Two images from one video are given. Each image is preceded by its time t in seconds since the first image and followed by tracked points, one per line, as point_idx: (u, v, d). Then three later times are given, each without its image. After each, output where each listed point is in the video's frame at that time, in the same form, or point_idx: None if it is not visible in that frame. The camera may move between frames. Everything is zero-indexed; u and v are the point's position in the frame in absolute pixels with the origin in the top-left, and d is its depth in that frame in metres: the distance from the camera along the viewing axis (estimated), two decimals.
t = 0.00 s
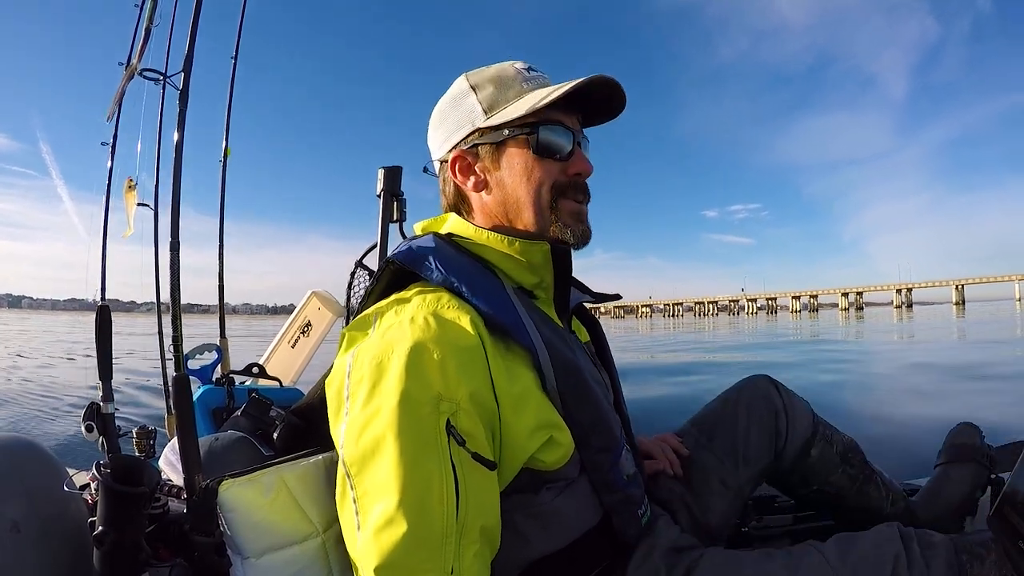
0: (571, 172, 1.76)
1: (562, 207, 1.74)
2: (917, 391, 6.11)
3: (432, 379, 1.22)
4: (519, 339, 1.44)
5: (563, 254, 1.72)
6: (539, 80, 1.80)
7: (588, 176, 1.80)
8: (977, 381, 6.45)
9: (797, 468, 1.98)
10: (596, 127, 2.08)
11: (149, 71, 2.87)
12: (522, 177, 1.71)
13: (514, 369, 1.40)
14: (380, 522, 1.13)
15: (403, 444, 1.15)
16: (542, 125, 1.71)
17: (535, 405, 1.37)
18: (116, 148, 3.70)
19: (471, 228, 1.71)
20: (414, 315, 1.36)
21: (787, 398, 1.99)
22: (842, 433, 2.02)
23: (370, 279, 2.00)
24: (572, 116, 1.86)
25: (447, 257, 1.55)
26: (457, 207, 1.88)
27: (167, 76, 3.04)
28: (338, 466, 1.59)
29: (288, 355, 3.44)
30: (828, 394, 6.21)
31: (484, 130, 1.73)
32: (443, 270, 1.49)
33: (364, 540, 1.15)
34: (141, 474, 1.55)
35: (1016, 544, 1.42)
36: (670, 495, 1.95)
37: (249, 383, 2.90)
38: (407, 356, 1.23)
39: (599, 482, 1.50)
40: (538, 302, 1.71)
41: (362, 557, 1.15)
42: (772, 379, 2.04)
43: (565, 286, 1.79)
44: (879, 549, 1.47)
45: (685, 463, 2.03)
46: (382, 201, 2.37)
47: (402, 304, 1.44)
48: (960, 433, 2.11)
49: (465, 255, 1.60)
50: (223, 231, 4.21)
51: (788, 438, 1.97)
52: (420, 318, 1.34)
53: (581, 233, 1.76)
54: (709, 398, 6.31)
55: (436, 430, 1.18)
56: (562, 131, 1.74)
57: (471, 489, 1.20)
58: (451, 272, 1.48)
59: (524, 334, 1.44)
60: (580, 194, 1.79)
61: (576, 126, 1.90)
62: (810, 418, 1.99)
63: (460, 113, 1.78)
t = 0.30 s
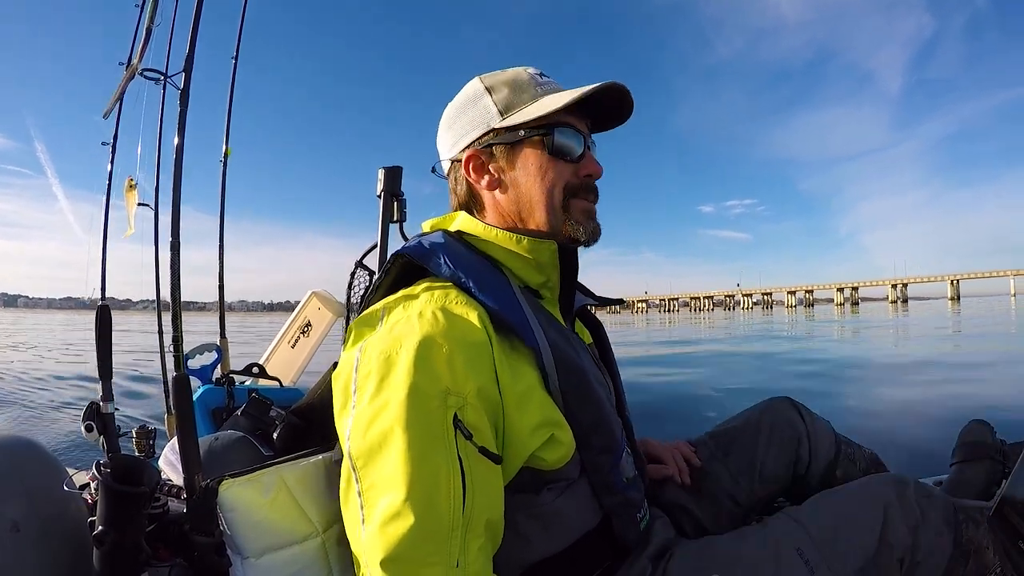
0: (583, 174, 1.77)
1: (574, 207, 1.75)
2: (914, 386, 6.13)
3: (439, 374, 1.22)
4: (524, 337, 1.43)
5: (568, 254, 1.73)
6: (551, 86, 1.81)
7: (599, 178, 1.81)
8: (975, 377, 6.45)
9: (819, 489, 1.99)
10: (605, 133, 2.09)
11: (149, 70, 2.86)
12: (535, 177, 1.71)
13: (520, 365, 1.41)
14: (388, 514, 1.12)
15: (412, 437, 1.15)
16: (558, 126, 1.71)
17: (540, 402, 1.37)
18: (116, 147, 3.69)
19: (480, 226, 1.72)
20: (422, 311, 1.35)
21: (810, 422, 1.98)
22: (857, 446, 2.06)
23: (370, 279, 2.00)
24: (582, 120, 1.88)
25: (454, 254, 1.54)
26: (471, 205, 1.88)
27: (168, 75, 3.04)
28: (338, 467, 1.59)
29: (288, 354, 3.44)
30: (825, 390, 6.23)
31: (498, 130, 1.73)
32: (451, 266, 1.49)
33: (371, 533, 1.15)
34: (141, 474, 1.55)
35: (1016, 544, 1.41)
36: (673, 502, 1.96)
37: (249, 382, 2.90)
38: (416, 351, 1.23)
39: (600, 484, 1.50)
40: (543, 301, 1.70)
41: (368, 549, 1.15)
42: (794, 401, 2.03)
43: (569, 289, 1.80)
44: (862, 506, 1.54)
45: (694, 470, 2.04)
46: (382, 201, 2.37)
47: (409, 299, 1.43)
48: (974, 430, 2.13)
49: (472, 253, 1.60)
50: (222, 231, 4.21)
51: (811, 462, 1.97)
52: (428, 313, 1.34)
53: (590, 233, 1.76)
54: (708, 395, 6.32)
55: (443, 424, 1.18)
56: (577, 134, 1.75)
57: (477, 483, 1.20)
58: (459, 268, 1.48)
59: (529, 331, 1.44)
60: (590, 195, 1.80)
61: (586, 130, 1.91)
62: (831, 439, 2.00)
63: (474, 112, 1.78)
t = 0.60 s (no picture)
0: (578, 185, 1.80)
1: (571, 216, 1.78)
2: (912, 393, 6.14)
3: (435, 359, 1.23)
4: (513, 330, 1.42)
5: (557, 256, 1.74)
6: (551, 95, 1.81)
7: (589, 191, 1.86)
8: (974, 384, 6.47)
9: (798, 468, 1.93)
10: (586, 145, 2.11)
11: (149, 70, 2.86)
12: (486, 193, 1.74)
13: (514, 353, 1.41)
14: (392, 494, 1.12)
15: (413, 419, 1.15)
16: (494, 140, 1.71)
17: (533, 389, 1.38)
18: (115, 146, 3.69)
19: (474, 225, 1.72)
20: (418, 300, 1.35)
21: (787, 399, 1.95)
22: (841, 431, 1.97)
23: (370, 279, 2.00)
24: (547, 122, 1.78)
25: (448, 248, 1.54)
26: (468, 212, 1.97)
27: (168, 75, 3.03)
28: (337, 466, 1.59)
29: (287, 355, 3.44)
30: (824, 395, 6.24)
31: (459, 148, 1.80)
32: (446, 259, 1.49)
33: (373, 514, 1.15)
34: (140, 474, 1.56)
35: (1017, 544, 1.41)
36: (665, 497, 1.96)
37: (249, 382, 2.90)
38: (412, 338, 1.24)
39: (593, 476, 1.50)
40: (535, 298, 1.69)
41: (370, 531, 1.15)
42: (772, 379, 1.99)
43: (561, 285, 1.80)
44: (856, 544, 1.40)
45: (683, 461, 2.05)
46: (382, 201, 2.37)
47: (403, 291, 1.43)
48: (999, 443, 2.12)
49: (466, 249, 1.60)
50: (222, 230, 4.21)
51: (788, 438, 1.92)
52: (424, 302, 1.34)
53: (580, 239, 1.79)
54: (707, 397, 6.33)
55: (440, 406, 1.19)
56: (516, 143, 1.71)
57: (476, 464, 1.21)
58: (453, 261, 1.48)
59: (519, 326, 1.43)
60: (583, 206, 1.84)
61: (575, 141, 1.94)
62: (811, 419, 1.94)
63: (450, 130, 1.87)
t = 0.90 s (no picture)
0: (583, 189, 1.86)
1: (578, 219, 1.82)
2: (914, 390, 6.13)
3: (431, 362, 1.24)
4: (508, 331, 1.42)
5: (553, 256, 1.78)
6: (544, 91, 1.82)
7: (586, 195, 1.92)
8: (976, 381, 6.46)
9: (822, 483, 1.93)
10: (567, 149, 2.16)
11: (149, 73, 2.87)
12: (509, 192, 1.70)
13: (509, 354, 1.41)
14: (389, 496, 1.13)
15: (408, 420, 1.15)
16: (523, 139, 1.69)
17: (528, 389, 1.38)
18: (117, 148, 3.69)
19: (469, 227, 1.72)
20: (413, 303, 1.36)
21: (809, 420, 1.93)
22: (856, 444, 2.00)
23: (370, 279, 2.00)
24: (559, 125, 1.83)
25: (444, 250, 1.54)
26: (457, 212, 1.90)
27: (168, 77, 3.03)
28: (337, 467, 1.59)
29: (288, 356, 3.44)
30: (826, 392, 6.24)
31: (470, 146, 1.73)
32: (441, 262, 1.49)
33: (370, 516, 1.15)
34: (141, 475, 1.57)
35: (1017, 545, 1.42)
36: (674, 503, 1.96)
37: (249, 383, 2.91)
38: (408, 341, 1.24)
39: (589, 476, 1.50)
40: (530, 299, 1.69)
41: (368, 532, 1.15)
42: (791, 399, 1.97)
43: (556, 285, 1.80)
44: (843, 501, 1.40)
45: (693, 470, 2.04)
46: (382, 203, 2.37)
47: (399, 293, 1.43)
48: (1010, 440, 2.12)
49: (461, 251, 1.60)
50: (223, 231, 4.22)
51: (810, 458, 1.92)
52: (419, 304, 1.34)
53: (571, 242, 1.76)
54: (709, 395, 6.33)
55: (437, 408, 1.19)
56: (543, 143, 1.71)
57: (473, 465, 1.22)
58: (448, 264, 1.48)
59: (514, 326, 1.43)
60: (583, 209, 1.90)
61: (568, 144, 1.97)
62: (830, 435, 1.95)
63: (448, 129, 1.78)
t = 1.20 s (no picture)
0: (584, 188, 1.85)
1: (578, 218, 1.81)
2: (913, 384, 6.15)
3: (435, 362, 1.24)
4: (511, 331, 1.42)
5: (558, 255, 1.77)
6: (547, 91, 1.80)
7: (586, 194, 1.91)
8: (975, 375, 6.48)
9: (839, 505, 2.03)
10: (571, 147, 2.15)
11: (149, 73, 2.86)
12: (508, 192, 1.70)
13: (512, 355, 1.41)
14: (392, 494, 1.13)
15: (412, 419, 1.15)
16: (522, 139, 1.69)
17: (531, 390, 1.38)
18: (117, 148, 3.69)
19: (473, 226, 1.72)
20: (417, 303, 1.35)
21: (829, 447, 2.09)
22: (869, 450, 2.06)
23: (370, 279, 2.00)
24: (560, 124, 1.82)
25: (447, 249, 1.54)
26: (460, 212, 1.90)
27: (167, 77, 3.03)
28: (338, 467, 1.59)
29: (289, 356, 3.44)
30: (825, 387, 6.25)
31: (473, 145, 1.73)
32: (444, 261, 1.48)
33: (373, 515, 1.15)
34: (140, 474, 1.57)
35: (1016, 544, 1.44)
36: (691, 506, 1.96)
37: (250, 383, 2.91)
38: (412, 340, 1.24)
39: (591, 477, 1.50)
40: (533, 299, 1.69)
41: (371, 531, 1.15)
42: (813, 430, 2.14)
43: (558, 286, 1.80)
44: (810, 456, 1.37)
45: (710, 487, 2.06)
46: (382, 203, 2.37)
47: (403, 293, 1.43)
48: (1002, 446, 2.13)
49: (464, 250, 1.60)
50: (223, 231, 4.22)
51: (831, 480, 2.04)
52: (423, 304, 1.34)
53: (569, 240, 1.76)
54: (708, 390, 6.35)
55: (440, 407, 1.19)
56: (542, 143, 1.71)
57: (475, 465, 1.22)
58: (452, 263, 1.48)
59: (517, 327, 1.43)
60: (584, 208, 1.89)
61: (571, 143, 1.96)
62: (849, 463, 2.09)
63: (454, 128, 1.79)
